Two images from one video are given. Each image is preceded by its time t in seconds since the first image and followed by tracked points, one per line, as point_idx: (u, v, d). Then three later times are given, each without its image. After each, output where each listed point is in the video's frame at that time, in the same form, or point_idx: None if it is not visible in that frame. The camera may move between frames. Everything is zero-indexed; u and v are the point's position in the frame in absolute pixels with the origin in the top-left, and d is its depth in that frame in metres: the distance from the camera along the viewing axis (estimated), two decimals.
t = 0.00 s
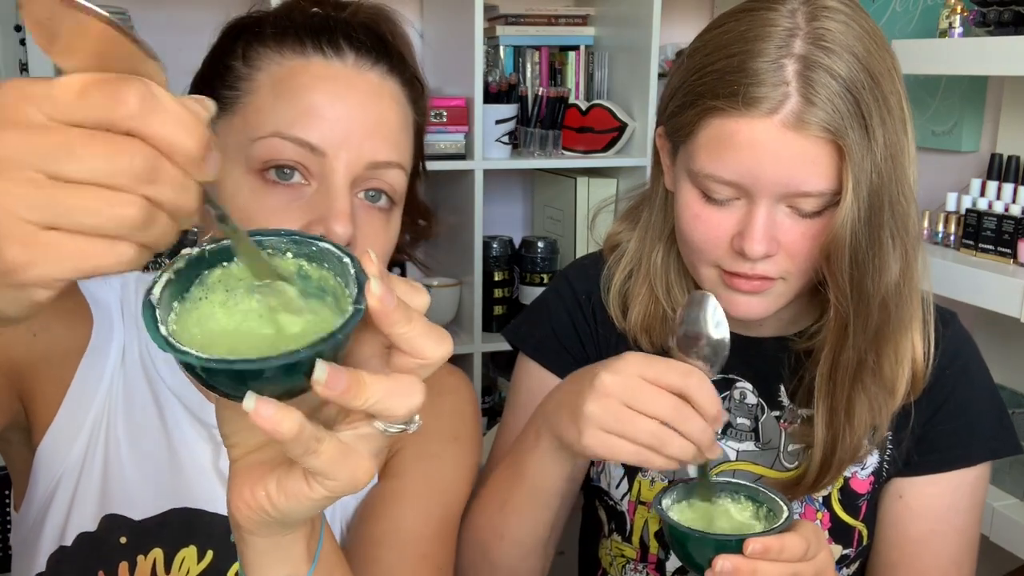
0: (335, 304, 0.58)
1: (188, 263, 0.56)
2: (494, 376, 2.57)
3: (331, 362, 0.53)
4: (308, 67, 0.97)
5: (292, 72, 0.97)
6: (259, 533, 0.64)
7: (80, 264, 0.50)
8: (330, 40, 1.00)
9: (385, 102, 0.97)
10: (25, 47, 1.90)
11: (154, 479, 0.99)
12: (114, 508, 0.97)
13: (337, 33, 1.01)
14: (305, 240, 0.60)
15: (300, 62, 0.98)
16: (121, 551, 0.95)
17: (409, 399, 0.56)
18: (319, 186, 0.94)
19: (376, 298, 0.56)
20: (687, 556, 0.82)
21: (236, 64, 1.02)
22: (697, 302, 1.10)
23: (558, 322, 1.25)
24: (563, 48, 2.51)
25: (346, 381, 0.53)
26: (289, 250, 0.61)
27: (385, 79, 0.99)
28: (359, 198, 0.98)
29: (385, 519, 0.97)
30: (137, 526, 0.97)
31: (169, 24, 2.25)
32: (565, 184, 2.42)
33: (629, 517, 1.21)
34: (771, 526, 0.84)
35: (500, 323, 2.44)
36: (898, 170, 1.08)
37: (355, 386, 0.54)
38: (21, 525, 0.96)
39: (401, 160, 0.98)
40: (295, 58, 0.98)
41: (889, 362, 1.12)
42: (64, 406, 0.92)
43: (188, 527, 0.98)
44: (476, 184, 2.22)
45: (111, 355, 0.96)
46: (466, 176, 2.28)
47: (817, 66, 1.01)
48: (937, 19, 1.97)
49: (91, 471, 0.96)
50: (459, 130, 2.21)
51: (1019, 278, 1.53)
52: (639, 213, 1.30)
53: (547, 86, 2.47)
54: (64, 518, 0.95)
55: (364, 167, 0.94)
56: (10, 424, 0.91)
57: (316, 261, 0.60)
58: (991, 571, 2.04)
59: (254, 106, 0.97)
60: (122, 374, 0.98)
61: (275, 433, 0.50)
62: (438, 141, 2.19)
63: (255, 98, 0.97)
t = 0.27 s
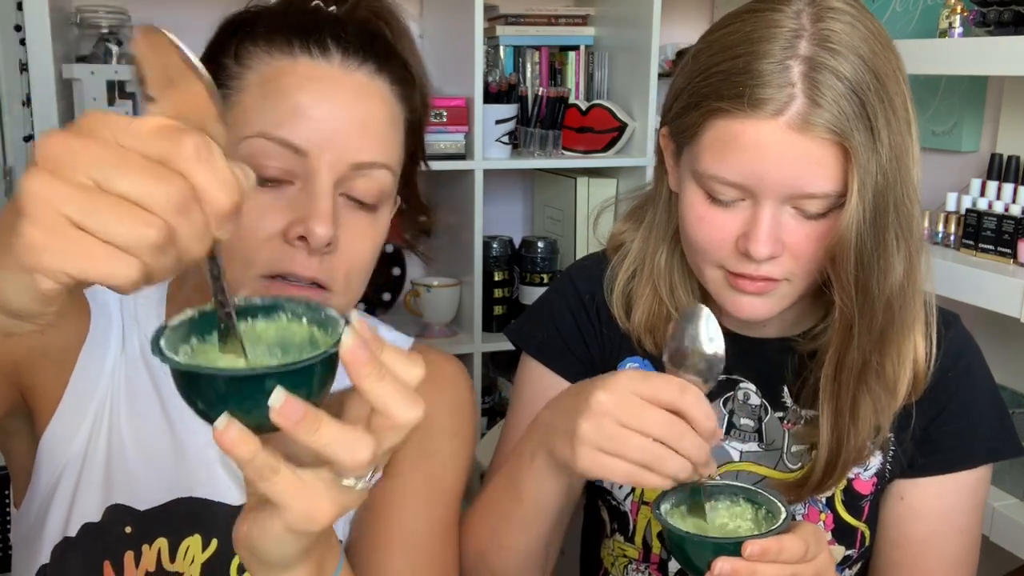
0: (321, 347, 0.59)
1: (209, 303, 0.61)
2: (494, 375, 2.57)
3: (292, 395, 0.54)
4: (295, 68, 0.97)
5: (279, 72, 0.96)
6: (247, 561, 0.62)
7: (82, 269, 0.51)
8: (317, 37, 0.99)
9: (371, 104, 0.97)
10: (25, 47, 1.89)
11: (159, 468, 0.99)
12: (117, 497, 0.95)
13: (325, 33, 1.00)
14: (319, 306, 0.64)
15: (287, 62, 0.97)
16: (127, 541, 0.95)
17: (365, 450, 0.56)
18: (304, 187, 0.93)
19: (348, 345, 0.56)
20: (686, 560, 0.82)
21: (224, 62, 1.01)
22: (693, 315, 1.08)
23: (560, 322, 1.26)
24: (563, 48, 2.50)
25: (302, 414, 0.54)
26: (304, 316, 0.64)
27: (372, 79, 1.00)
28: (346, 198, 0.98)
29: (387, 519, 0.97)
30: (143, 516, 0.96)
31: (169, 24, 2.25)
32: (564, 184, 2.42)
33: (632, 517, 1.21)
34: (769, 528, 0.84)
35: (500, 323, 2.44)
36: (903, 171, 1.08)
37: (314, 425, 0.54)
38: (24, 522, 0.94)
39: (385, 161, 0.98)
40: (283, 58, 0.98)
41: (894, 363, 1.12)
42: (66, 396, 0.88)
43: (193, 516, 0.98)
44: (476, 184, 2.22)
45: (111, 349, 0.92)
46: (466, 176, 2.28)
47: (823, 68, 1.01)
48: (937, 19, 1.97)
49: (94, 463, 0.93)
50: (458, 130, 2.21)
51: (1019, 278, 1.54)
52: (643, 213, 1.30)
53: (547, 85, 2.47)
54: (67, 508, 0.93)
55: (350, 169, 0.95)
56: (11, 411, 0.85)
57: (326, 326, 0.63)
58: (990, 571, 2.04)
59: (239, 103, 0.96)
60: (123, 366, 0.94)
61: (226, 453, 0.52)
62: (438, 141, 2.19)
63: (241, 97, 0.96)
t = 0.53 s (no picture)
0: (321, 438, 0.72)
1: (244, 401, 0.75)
2: (494, 375, 2.56)
3: (285, 476, 0.67)
4: (273, 77, 0.97)
5: (258, 82, 0.97)
6: None
7: (149, 337, 0.55)
8: (299, 45, 0.99)
9: (353, 112, 0.98)
10: (25, 47, 1.89)
11: (161, 463, 1.05)
12: (118, 491, 1.03)
13: (307, 40, 1.00)
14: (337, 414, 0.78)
15: (266, 73, 0.98)
16: (129, 532, 1.01)
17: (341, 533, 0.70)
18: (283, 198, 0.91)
19: (337, 439, 0.69)
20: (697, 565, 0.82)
21: (211, 69, 1.02)
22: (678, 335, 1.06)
23: (564, 321, 1.26)
24: (562, 48, 2.50)
25: (290, 492, 0.67)
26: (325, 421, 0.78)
27: (355, 86, 1.00)
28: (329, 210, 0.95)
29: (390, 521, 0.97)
30: (144, 507, 1.03)
31: (169, 24, 2.24)
32: (564, 184, 2.42)
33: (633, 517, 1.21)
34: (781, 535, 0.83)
35: (500, 323, 2.44)
36: (909, 173, 1.08)
37: (300, 503, 0.67)
38: (31, 515, 1.02)
39: (366, 171, 0.97)
40: (263, 67, 0.98)
41: (897, 365, 1.12)
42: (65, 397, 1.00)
43: (195, 507, 1.04)
44: (476, 184, 2.22)
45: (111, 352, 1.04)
46: (466, 176, 2.28)
47: (830, 70, 1.02)
48: (937, 19, 1.97)
49: (94, 459, 1.02)
50: (459, 130, 2.21)
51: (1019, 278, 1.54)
52: (647, 212, 1.30)
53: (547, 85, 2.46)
54: (69, 502, 1.01)
55: (329, 179, 0.93)
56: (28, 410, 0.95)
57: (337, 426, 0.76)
58: (990, 571, 2.04)
59: (223, 113, 0.97)
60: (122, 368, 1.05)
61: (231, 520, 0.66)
62: (438, 141, 2.19)
63: (223, 107, 0.98)
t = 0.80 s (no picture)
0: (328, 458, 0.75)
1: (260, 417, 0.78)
2: (494, 375, 2.56)
3: (294, 499, 0.70)
4: (259, 83, 0.96)
5: (244, 87, 0.97)
6: None
7: (177, 389, 0.67)
8: (282, 50, 0.98)
9: (339, 116, 0.97)
10: (26, 47, 1.89)
11: (160, 457, 1.07)
12: (118, 484, 1.05)
13: (289, 43, 0.99)
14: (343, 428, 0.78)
15: (251, 79, 0.97)
16: (129, 524, 1.03)
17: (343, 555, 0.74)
18: (274, 203, 0.93)
19: (343, 463, 0.71)
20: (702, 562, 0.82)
21: (197, 73, 1.01)
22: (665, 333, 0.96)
23: (564, 322, 1.26)
24: (562, 48, 2.50)
25: (298, 515, 0.70)
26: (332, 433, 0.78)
27: (340, 89, 0.99)
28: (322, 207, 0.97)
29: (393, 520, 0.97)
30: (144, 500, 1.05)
31: (169, 24, 2.24)
32: (564, 184, 2.42)
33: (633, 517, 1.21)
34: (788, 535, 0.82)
35: (500, 323, 2.44)
36: (914, 175, 1.08)
37: (306, 522, 0.71)
38: (29, 511, 1.04)
39: (355, 172, 0.98)
40: (247, 74, 0.97)
41: (901, 369, 1.13)
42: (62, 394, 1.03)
43: (195, 499, 1.05)
44: (476, 185, 2.22)
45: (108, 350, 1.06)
46: (466, 176, 2.28)
47: (836, 72, 1.02)
48: (937, 19, 1.97)
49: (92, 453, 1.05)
50: (459, 130, 2.21)
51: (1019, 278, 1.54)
52: (647, 213, 1.29)
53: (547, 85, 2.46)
54: (70, 496, 1.03)
55: (320, 183, 0.95)
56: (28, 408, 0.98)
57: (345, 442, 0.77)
58: (990, 570, 2.04)
59: (208, 120, 0.97)
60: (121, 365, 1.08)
61: (241, 535, 0.70)
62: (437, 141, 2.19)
63: (209, 115, 0.97)
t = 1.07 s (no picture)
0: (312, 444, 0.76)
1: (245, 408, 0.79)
2: (494, 375, 2.56)
3: (277, 482, 0.71)
4: (281, 76, 0.96)
5: (266, 80, 0.96)
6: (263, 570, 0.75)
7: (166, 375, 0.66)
8: (299, 41, 0.98)
9: (354, 107, 0.97)
10: (26, 47, 1.89)
11: (160, 444, 1.07)
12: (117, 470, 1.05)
13: (307, 36, 0.99)
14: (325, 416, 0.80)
15: (273, 71, 0.96)
16: (127, 509, 1.03)
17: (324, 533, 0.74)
18: (297, 189, 0.94)
19: (326, 447, 0.72)
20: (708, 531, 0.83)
21: (207, 65, 1.00)
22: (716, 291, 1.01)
23: (568, 320, 1.26)
24: (563, 48, 2.50)
25: (281, 498, 0.71)
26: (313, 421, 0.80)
27: (354, 83, 0.99)
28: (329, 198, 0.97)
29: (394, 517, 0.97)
30: (141, 486, 1.04)
31: (169, 26, 2.24)
32: (565, 183, 2.42)
33: (638, 516, 1.21)
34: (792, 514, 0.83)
35: (500, 323, 2.44)
36: (919, 168, 1.08)
37: (290, 506, 0.71)
38: (32, 499, 1.05)
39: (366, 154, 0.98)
40: (267, 65, 0.97)
41: (907, 362, 1.12)
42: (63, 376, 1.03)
43: (191, 486, 1.05)
44: (477, 183, 2.22)
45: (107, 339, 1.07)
46: (466, 176, 2.28)
47: (842, 65, 1.02)
48: (937, 19, 1.97)
49: (93, 440, 1.05)
50: (459, 130, 2.21)
51: (1020, 278, 1.54)
52: (650, 212, 1.29)
53: (547, 85, 2.46)
54: (70, 483, 1.04)
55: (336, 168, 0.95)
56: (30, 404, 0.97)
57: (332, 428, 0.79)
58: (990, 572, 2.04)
59: (229, 112, 0.96)
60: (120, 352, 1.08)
61: (226, 520, 0.70)
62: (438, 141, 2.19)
63: (228, 105, 0.97)
